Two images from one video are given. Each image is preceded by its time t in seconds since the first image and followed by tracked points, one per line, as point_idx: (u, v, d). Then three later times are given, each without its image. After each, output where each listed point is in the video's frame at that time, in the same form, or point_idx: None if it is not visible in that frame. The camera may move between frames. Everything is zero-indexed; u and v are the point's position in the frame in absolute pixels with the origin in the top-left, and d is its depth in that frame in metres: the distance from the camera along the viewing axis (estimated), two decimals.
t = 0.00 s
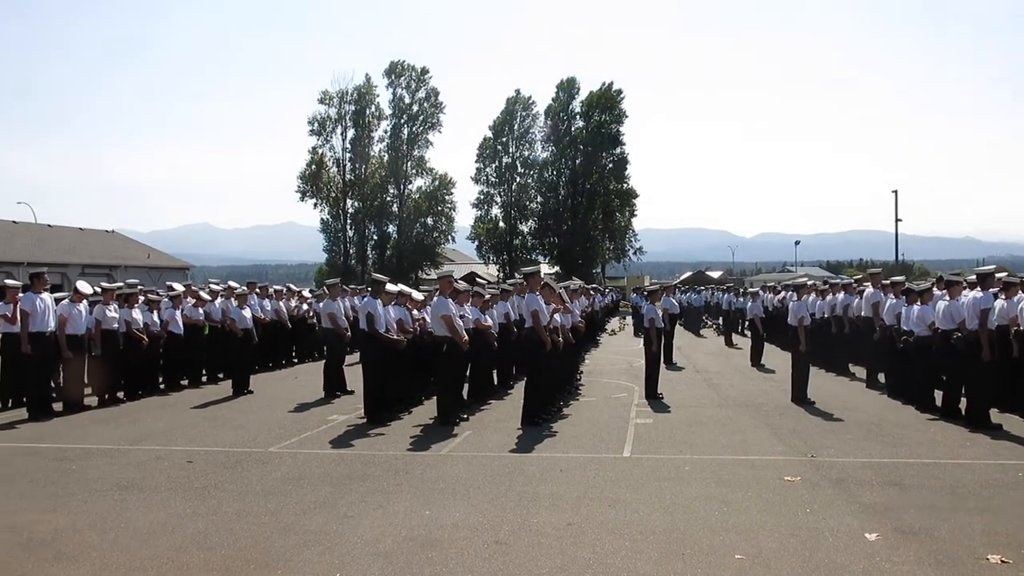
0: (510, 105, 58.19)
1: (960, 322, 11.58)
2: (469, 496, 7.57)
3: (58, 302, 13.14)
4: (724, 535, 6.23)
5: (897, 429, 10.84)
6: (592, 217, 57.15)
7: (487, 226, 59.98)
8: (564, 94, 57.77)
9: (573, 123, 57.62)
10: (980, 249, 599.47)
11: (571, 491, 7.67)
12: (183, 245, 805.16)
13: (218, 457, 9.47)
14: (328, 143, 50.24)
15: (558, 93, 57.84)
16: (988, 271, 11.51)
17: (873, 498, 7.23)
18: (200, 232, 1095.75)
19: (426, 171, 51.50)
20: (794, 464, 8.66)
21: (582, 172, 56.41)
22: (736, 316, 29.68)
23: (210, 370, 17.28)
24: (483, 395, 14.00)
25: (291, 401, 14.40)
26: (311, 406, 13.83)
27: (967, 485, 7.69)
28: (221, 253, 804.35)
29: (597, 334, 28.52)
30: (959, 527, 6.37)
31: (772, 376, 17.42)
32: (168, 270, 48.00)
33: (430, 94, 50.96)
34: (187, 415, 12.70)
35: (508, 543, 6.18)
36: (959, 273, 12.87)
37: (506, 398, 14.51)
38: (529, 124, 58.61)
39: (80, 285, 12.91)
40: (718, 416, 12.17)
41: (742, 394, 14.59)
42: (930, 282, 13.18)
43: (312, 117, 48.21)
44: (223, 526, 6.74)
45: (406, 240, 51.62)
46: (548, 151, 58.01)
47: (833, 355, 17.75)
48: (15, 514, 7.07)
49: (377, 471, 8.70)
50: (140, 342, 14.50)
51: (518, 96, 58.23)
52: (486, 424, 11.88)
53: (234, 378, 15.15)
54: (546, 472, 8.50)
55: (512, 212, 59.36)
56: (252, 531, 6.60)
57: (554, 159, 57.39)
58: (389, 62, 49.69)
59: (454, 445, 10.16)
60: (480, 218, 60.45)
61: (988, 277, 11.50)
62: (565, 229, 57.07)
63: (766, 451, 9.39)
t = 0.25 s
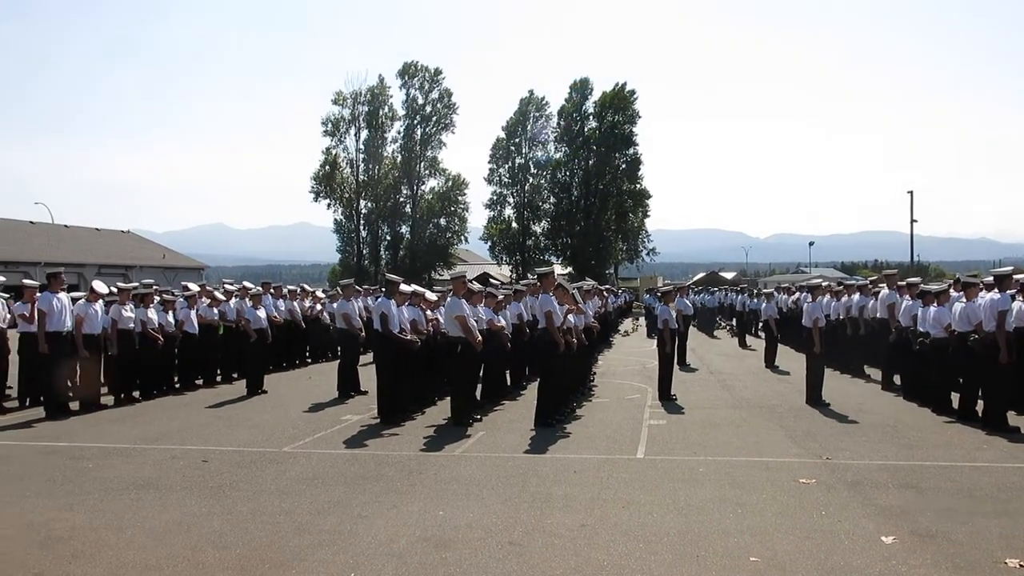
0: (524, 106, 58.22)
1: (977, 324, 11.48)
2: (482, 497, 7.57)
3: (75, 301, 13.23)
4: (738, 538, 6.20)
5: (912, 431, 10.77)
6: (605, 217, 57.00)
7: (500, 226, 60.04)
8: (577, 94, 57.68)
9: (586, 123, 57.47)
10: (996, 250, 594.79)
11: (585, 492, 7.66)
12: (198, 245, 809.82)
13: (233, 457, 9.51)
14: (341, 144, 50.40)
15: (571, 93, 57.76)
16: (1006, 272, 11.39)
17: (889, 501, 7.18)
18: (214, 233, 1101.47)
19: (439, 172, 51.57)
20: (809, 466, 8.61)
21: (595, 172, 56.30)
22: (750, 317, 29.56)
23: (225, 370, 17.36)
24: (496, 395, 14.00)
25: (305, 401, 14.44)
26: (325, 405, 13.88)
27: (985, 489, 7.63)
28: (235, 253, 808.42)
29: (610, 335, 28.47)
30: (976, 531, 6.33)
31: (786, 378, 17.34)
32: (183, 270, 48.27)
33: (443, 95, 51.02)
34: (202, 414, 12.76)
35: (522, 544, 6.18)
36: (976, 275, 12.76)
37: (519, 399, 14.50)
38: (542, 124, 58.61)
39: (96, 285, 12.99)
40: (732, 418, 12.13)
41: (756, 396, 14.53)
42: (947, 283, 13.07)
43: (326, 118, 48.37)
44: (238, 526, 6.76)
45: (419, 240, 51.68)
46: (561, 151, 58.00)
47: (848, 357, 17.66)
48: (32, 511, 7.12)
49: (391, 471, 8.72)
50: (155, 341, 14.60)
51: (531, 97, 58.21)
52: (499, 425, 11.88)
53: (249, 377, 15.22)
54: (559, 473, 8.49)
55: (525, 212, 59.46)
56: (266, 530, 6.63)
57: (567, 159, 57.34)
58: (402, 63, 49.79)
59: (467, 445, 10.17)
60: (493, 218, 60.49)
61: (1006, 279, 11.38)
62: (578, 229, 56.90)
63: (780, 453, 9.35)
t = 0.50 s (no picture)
0: (538, 106, 58.24)
1: (997, 324, 11.35)
2: (498, 498, 7.56)
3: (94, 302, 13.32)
4: (755, 539, 6.16)
5: (931, 433, 10.69)
6: (620, 217, 56.98)
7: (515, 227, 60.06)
8: (591, 94, 57.54)
9: (600, 123, 57.32)
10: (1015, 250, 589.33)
11: (601, 493, 7.64)
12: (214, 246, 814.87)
13: (250, 456, 9.55)
14: (356, 145, 50.55)
15: (586, 93, 57.64)
16: None
17: (909, 503, 7.12)
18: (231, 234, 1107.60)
19: (454, 173, 51.62)
20: (827, 468, 8.56)
21: (610, 173, 56.36)
22: (766, 317, 29.42)
23: (242, 370, 17.43)
24: (512, 397, 13.97)
25: (321, 402, 14.48)
26: (341, 406, 13.91)
27: (1006, 491, 7.54)
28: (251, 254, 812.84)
29: (625, 335, 28.42)
30: (998, 534, 6.26)
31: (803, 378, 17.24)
32: (200, 271, 48.54)
33: (457, 96, 51.09)
34: (219, 414, 12.83)
35: (537, 545, 6.17)
36: (996, 274, 12.63)
37: (535, 399, 14.49)
38: (557, 125, 58.55)
39: (115, 285, 13.04)
40: (748, 419, 12.07)
41: (773, 397, 14.45)
42: (967, 283, 12.95)
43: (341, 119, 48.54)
44: (255, 525, 6.79)
45: (434, 241, 51.75)
46: (576, 151, 58.01)
47: (866, 358, 17.53)
48: (52, 510, 7.18)
49: (406, 471, 8.74)
50: (172, 341, 14.68)
51: (546, 97, 58.21)
52: (515, 426, 11.87)
53: (266, 378, 15.27)
54: (575, 473, 8.48)
55: (540, 213, 59.47)
56: (283, 529, 6.66)
57: (582, 160, 57.32)
58: (417, 64, 49.88)
59: (483, 446, 10.18)
60: (508, 219, 60.48)
61: None
62: (593, 230, 56.77)
63: (797, 454, 9.30)
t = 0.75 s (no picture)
0: (553, 109, 58.15)
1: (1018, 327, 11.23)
2: (513, 501, 7.56)
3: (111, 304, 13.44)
4: (773, 543, 6.13)
5: (950, 437, 10.60)
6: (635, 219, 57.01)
7: (530, 229, 59.89)
8: (607, 96, 57.45)
9: (616, 125, 57.16)
10: None
11: (617, 496, 7.62)
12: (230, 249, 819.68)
13: (266, 458, 9.60)
14: (372, 148, 50.71)
15: (601, 95, 57.54)
16: None
17: (928, 507, 7.06)
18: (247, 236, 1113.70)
19: (469, 175, 51.68)
20: (845, 472, 8.50)
21: (625, 175, 56.41)
22: (783, 319, 29.29)
23: (258, 372, 17.54)
24: (527, 400, 13.97)
25: (337, 404, 14.54)
26: (358, 408, 13.96)
27: None
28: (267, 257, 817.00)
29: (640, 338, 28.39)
30: (1019, 538, 6.19)
31: (820, 381, 17.14)
32: (217, 274, 48.81)
33: (472, 99, 51.17)
34: (236, 417, 12.89)
35: (553, 548, 6.16)
36: (1016, 277, 12.50)
37: (550, 402, 14.49)
38: (572, 127, 58.43)
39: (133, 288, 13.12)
40: (765, 422, 12.01)
41: (790, 400, 14.37)
42: (987, 285, 12.83)
43: (357, 123, 48.72)
44: (272, 527, 6.83)
45: (449, 243, 51.85)
46: (591, 153, 57.87)
47: (884, 360, 17.41)
48: (72, 511, 7.24)
49: (422, 474, 8.75)
50: (190, 344, 14.79)
51: (561, 99, 58.20)
52: (531, 428, 11.86)
53: (283, 380, 15.34)
54: (591, 476, 8.47)
55: (555, 215, 59.27)
56: (299, 531, 6.69)
57: (597, 162, 57.26)
58: (432, 67, 50.00)
59: (498, 449, 10.18)
60: (523, 221, 60.41)
61: None
62: (608, 232, 56.78)
63: (814, 458, 9.24)
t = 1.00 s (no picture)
0: (568, 111, 57.95)
1: None
2: (529, 503, 7.55)
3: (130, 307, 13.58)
4: (791, 546, 6.10)
5: (970, 439, 10.49)
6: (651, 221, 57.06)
7: (544, 232, 59.39)
8: (621, 98, 57.49)
9: (630, 127, 57.18)
10: None
11: (633, 499, 7.60)
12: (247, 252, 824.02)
13: (283, 460, 9.64)
14: (387, 150, 50.87)
15: (615, 97, 57.57)
16: None
17: (948, 510, 7.01)
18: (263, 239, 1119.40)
19: (483, 177, 51.75)
20: (864, 474, 8.44)
21: (640, 176, 56.59)
22: (799, 321, 29.13)
23: (275, 375, 17.61)
24: (543, 402, 13.95)
25: (354, 406, 14.58)
26: (374, 410, 14.00)
27: None
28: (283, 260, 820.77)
29: (656, 340, 28.31)
30: None
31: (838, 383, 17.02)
32: (234, 276, 49.09)
33: (487, 101, 51.22)
34: (253, 419, 12.96)
35: (570, 550, 6.15)
36: None
37: (566, 404, 14.46)
38: (587, 128, 58.24)
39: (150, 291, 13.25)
40: (782, 424, 11.94)
41: (807, 402, 14.29)
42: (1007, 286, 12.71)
43: (372, 126, 48.90)
44: (290, 528, 6.86)
45: (464, 246, 51.90)
46: (605, 155, 57.71)
47: (903, 362, 17.26)
48: (92, 512, 7.31)
49: (438, 476, 8.76)
50: (208, 346, 14.90)
51: (575, 101, 58.07)
52: (547, 430, 11.85)
53: (300, 381, 15.40)
54: (607, 478, 8.46)
55: (570, 217, 58.38)
56: (317, 533, 6.71)
57: (613, 163, 57.22)
58: (448, 70, 50.12)
59: (515, 451, 10.18)
60: (538, 223, 60.21)
61: None
62: (623, 233, 56.74)
63: (832, 460, 9.18)
